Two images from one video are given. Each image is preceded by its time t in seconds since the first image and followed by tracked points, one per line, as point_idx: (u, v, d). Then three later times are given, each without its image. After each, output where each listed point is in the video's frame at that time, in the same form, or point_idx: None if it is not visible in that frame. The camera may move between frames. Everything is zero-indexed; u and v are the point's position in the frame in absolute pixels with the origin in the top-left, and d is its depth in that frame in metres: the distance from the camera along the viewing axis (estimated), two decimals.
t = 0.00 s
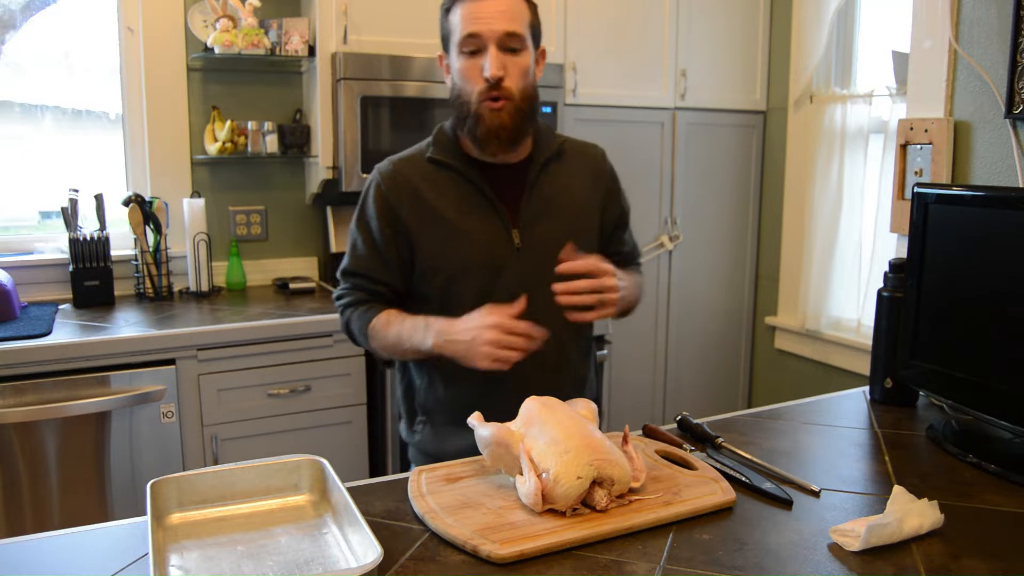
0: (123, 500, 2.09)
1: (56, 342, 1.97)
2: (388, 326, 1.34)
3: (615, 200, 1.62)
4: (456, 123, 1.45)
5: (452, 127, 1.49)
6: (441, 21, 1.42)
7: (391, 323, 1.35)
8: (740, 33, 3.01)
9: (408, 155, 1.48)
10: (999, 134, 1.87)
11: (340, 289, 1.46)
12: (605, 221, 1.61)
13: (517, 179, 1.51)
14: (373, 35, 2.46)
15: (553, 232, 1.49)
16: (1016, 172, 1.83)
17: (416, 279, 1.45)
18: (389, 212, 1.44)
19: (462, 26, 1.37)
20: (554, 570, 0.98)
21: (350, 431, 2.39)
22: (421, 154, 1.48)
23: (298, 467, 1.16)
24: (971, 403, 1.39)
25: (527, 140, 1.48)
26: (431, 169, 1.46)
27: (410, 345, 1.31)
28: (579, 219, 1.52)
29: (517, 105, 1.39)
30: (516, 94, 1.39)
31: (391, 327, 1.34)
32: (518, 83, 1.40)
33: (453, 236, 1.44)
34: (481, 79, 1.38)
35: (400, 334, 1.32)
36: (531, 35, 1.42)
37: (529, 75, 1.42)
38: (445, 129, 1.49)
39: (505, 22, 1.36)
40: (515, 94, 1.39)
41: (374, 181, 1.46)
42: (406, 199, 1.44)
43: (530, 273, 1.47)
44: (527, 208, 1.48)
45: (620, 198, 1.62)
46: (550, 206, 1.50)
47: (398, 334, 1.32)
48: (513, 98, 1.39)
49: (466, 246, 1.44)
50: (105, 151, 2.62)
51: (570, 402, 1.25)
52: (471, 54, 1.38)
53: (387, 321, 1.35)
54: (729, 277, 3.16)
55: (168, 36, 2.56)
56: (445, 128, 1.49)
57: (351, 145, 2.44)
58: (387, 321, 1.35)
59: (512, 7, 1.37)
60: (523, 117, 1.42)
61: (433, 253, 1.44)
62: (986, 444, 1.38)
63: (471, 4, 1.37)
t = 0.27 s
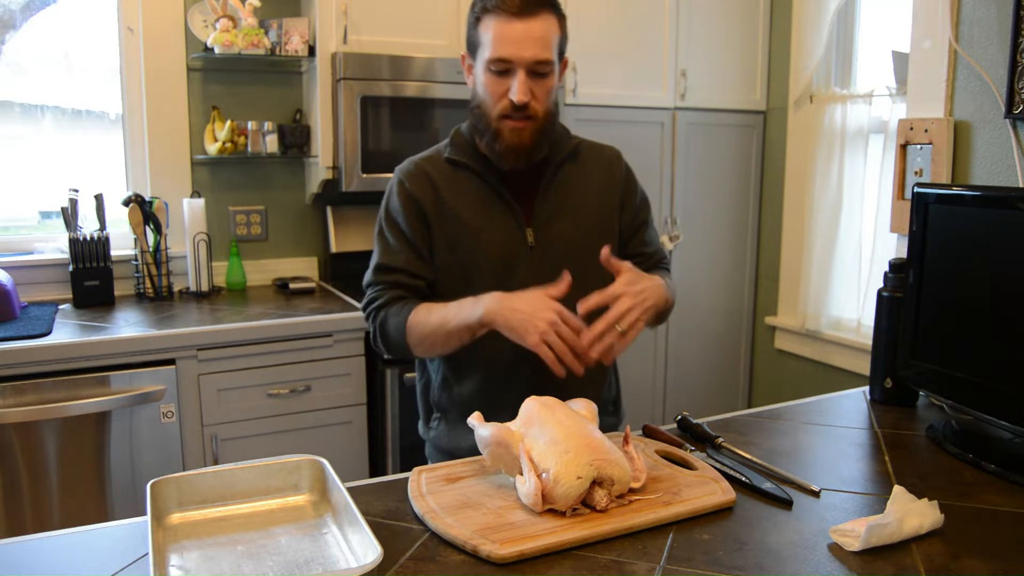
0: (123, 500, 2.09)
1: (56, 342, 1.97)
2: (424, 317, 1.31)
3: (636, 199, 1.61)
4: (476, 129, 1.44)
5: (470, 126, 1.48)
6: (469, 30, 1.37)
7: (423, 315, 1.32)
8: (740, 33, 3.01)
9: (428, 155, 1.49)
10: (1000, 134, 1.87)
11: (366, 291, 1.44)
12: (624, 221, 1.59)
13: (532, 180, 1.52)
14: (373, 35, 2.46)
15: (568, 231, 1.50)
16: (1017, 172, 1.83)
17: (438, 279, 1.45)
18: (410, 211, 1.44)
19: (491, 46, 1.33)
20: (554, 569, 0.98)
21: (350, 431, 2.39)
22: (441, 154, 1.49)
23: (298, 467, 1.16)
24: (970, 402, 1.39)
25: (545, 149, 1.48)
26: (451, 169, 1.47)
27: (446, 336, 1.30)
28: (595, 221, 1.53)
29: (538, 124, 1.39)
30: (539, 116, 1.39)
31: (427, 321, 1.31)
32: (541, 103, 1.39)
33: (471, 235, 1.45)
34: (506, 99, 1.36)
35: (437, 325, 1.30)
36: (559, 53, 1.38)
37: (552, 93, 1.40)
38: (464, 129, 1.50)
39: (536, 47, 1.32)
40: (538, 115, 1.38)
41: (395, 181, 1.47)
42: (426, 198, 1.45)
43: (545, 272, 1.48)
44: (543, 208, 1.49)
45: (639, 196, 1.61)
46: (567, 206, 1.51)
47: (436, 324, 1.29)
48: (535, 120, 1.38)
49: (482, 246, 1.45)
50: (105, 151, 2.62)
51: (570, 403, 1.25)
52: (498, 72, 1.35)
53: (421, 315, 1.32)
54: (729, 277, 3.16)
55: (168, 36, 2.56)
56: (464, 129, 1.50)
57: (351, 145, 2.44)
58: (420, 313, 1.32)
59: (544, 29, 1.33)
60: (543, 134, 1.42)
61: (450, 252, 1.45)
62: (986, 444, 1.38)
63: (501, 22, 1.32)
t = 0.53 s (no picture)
0: (123, 500, 2.09)
1: (56, 342, 1.97)
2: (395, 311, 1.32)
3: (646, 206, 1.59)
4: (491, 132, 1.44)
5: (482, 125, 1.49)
6: (488, 33, 1.37)
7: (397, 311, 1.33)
8: (740, 33, 3.01)
9: (437, 152, 1.50)
10: (1000, 134, 1.87)
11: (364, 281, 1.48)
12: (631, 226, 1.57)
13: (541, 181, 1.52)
14: (372, 36, 2.46)
15: (575, 235, 1.50)
16: (1016, 172, 1.83)
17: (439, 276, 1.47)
18: (414, 207, 1.45)
19: (512, 51, 1.33)
20: (554, 569, 0.98)
21: (350, 431, 2.39)
22: (449, 152, 1.50)
23: (298, 467, 1.16)
24: (970, 403, 1.40)
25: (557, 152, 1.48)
26: (458, 167, 1.48)
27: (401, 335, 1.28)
28: (603, 224, 1.52)
29: (554, 130, 1.39)
30: (556, 122, 1.39)
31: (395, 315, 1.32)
32: (558, 109, 1.39)
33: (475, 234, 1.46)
34: (524, 105, 1.36)
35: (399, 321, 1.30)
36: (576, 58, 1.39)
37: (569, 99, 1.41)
38: (475, 129, 1.51)
39: (557, 54, 1.33)
40: (555, 122, 1.38)
41: (402, 176, 1.48)
42: (431, 196, 1.46)
43: (549, 273, 1.48)
44: (549, 209, 1.50)
45: (648, 204, 1.59)
46: (573, 209, 1.51)
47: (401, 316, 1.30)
48: (552, 126, 1.39)
49: (486, 245, 1.46)
50: (105, 151, 2.62)
51: (570, 403, 1.25)
52: (519, 79, 1.35)
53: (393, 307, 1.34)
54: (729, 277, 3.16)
55: (168, 36, 2.56)
56: (474, 129, 1.50)
57: (351, 145, 2.44)
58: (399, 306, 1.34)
59: (564, 36, 1.33)
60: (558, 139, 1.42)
61: (454, 249, 1.45)
62: (986, 444, 1.38)
63: (521, 28, 1.32)
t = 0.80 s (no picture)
0: (123, 500, 2.09)
1: (56, 342, 1.97)
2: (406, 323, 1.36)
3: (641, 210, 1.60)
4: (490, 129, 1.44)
5: (482, 124, 1.49)
6: (490, 27, 1.37)
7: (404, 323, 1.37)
8: (740, 33, 3.01)
9: (435, 151, 1.49)
10: (999, 134, 1.87)
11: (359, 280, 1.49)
12: (627, 227, 1.59)
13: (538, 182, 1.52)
14: (373, 36, 2.46)
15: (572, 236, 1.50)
16: (1016, 172, 1.83)
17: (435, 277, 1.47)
18: (411, 207, 1.45)
19: (512, 43, 1.33)
20: (554, 570, 0.98)
21: (350, 431, 2.39)
22: (448, 150, 1.49)
23: (298, 467, 1.16)
24: (970, 403, 1.40)
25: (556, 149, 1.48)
26: (456, 166, 1.47)
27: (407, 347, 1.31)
28: (601, 225, 1.53)
29: (554, 125, 1.39)
30: (555, 116, 1.38)
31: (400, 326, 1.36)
32: (558, 104, 1.39)
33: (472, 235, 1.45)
34: (524, 98, 1.36)
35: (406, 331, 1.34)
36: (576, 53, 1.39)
37: (569, 94, 1.41)
38: (475, 128, 1.50)
39: (556, 46, 1.33)
40: (553, 116, 1.38)
41: (398, 175, 1.47)
42: (428, 195, 1.45)
43: (546, 275, 1.48)
44: (548, 211, 1.49)
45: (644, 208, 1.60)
46: (571, 211, 1.51)
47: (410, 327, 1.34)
48: (550, 120, 1.38)
49: (483, 245, 1.45)
50: (105, 152, 2.62)
51: (570, 403, 1.25)
52: (518, 71, 1.35)
53: (399, 315, 1.39)
54: (729, 277, 3.16)
55: (168, 36, 2.56)
56: (473, 128, 1.50)
57: (351, 145, 2.44)
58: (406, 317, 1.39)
59: (564, 30, 1.33)
60: (557, 136, 1.42)
61: (451, 250, 1.45)
62: (986, 444, 1.38)
63: (522, 20, 1.32)
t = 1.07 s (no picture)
0: (123, 500, 2.09)
1: (56, 342, 1.97)
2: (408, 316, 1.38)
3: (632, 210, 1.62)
4: (482, 120, 1.45)
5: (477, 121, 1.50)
6: (477, 19, 1.41)
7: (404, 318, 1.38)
8: (740, 32, 3.01)
9: (430, 148, 1.49)
10: (999, 134, 1.87)
11: (350, 277, 1.48)
12: (618, 228, 1.60)
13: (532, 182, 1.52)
14: (373, 36, 2.46)
15: (566, 236, 1.50)
16: (1016, 172, 1.83)
17: (428, 275, 1.46)
18: (406, 203, 1.45)
19: (496, 29, 1.36)
20: (554, 569, 0.98)
21: (350, 431, 2.39)
22: (443, 147, 1.49)
23: (298, 467, 1.16)
24: (970, 403, 1.40)
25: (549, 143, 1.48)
26: (452, 163, 1.47)
27: (422, 341, 1.33)
28: (594, 226, 1.53)
29: (543, 110, 1.39)
30: (543, 101, 1.39)
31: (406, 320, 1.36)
32: (546, 90, 1.40)
33: (467, 233, 1.45)
34: (510, 83, 1.38)
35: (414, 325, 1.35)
36: (563, 41, 1.41)
37: (558, 82, 1.42)
38: (470, 125, 1.51)
39: (540, 30, 1.35)
40: (541, 101, 1.39)
41: (393, 171, 1.47)
42: (424, 192, 1.45)
43: (540, 274, 1.49)
44: (542, 210, 1.50)
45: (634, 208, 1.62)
46: (565, 210, 1.52)
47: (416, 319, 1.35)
48: (539, 105, 1.39)
49: (478, 244, 1.45)
50: (105, 152, 2.62)
51: (570, 402, 1.25)
52: (504, 57, 1.37)
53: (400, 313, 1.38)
54: (729, 277, 3.16)
55: (168, 37, 2.56)
56: (468, 125, 1.50)
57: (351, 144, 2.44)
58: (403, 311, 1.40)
59: (548, 15, 1.36)
60: (548, 123, 1.42)
61: (445, 247, 1.45)
62: (986, 444, 1.38)
63: (507, 6, 1.35)
